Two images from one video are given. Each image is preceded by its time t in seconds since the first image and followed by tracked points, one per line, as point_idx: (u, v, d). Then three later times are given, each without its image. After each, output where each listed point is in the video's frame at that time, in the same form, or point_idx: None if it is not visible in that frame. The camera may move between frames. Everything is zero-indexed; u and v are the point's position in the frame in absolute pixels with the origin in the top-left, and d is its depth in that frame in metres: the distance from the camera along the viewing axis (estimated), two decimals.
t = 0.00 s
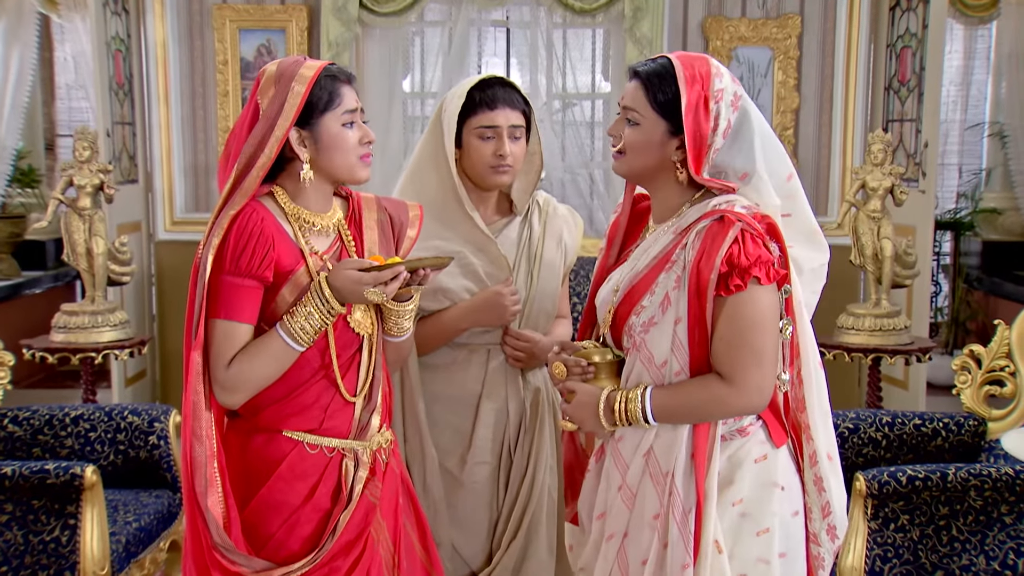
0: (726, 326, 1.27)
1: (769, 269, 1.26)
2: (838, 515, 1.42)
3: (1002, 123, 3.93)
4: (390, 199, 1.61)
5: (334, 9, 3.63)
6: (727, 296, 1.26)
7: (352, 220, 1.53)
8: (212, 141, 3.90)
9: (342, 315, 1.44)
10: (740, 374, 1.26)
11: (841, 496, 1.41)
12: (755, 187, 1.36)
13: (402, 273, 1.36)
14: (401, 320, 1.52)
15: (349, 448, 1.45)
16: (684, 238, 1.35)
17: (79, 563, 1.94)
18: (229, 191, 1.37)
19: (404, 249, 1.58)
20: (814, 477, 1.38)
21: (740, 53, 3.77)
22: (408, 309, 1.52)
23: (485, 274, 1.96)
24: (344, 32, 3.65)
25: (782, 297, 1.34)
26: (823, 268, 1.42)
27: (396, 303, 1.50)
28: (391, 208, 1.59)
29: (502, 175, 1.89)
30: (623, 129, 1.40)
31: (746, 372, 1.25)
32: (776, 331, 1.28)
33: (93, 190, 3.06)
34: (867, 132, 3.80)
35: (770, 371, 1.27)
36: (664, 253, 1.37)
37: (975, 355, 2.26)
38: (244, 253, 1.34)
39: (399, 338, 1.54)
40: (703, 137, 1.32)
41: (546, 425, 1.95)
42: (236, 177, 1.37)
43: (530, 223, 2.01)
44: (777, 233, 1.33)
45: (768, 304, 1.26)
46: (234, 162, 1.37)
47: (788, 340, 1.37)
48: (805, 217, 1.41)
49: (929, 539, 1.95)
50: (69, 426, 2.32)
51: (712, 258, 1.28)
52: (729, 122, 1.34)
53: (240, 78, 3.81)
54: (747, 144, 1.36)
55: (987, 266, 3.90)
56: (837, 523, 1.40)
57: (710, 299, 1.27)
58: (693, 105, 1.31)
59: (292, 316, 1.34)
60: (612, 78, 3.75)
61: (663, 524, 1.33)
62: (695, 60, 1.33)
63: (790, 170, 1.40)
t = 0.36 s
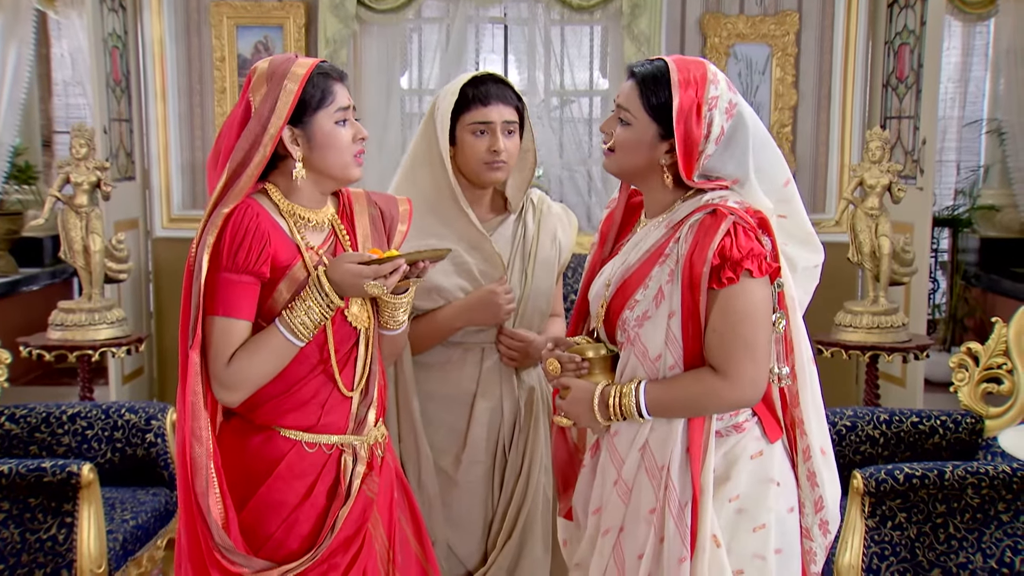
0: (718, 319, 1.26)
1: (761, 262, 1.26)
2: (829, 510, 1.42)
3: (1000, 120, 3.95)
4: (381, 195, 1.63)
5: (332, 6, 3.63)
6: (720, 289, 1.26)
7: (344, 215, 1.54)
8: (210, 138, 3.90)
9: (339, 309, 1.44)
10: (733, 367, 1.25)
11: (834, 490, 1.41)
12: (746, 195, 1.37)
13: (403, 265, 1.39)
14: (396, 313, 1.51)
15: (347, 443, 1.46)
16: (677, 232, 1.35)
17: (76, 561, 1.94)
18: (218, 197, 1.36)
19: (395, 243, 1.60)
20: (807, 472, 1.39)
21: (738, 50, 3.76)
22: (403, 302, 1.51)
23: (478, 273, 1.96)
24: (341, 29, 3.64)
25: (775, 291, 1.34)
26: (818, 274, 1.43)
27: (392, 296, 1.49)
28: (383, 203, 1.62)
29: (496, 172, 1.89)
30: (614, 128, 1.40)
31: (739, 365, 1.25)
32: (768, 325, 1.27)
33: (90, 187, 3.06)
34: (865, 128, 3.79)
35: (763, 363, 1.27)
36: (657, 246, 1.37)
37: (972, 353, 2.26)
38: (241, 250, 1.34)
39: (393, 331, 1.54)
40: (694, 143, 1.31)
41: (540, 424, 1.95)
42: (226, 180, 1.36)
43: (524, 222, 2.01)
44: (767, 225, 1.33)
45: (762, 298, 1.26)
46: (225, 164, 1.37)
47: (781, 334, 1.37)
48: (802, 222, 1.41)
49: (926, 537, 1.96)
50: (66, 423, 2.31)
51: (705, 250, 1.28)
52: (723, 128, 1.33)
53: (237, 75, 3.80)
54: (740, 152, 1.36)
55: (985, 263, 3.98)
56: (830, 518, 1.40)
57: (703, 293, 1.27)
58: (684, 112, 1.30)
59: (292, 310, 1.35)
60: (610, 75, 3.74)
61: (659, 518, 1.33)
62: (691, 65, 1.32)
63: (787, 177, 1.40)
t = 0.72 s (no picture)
0: (717, 316, 1.26)
1: (760, 259, 1.25)
2: (827, 508, 1.42)
3: (1002, 117, 3.98)
4: (380, 195, 1.63)
5: (333, 3, 3.62)
6: (719, 286, 1.26)
7: (343, 214, 1.53)
8: (211, 135, 3.90)
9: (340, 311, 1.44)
10: (732, 364, 1.25)
11: (831, 488, 1.41)
12: (747, 189, 1.36)
13: (407, 268, 1.41)
14: (396, 315, 1.51)
15: (345, 444, 1.46)
16: (677, 230, 1.35)
17: (78, 559, 1.94)
18: (218, 198, 1.35)
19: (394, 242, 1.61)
20: (805, 469, 1.39)
21: (739, 48, 3.75)
22: (403, 305, 1.51)
23: (475, 271, 1.96)
24: (343, 26, 3.63)
25: (774, 289, 1.34)
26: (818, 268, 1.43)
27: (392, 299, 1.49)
28: (382, 202, 1.62)
29: (484, 169, 1.89)
30: (611, 131, 1.40)
31: (738, 362, 1.25)
32: (768, 322, 1.27)
33: (92, 185, 3.05)
34: (867, 126, 3.79)
35: (762, 362, 1.26)
36: (656, 244, 1.37)
37: (974, 350, 2.26)
38: (243, 250, 1.34)
39: (393, 332, 1.54)
40: (691, 141, 1.31)
41: (537, 423, 1.95)
42: (226, 178, 1.35)
43: (523, 222, 2.00)
44: (767, 223, 1.32)
45: (760, 295, 1.25)
46: (224, 163, 1.36)
47: (780, 332, 1.37)
48: (799, 216, 1.41)
49: (927, 535, 1.95)
50: (68, 421, 2.31)
51: (705, 248, 1.27)
52: (719, 125, 1.32)
53: (239, 72, 3.80)
54: (737, 149, 1.35)
55: (987, 260, 3.98)
56: (827, 515, 1.40)
57: (703, 290, 1.27)
58: (679, 112, 1.29)
59: (292, 311, 1.35)
60: (612, 72, 3.74)
61: (658, 515, 1.33)
62: (683, 63, 1.31)
63: (783, 171, 1.40)
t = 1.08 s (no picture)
0: (723, 320, 1.26)
1: (765, 262, 1.26)
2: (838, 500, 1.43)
3: (1003, 116, 3.99)
4: (377, 196, 1.63)
5: (334, 1, 3.61)
6: (725, 290, 1.25)
7: (340, 216, 1.53)
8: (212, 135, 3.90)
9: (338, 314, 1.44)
10: (738, 367, 1.25)
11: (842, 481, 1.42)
12: (735, 168, 1.36)
13: (408, 274, 1.40)
14: (391, 316, 1.50)
15: (342, 446, 1.47)
16: (679, 234, 1.34)
17: (78, 559, 1.94)
18: (218, 199, 1.35)
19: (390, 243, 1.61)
20: (818, 464, 1.39)
21: (739, 46, 3.75)
22: (399, 309, 1.50)
23: (472, 272, 1.96)
24: (343, 25, 3.63)
25: (778, 289, 1.34)
26: (815, 224, 1.42)
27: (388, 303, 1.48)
28: (377, 203, 1.62)
29: (481, 168, 1.89)
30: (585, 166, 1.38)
31: (744, 365, 1.25)
32: (773, 323, 1.27)
33: (92, 184, 3.05)
34: (868, 125, 3.78)
35: (769, 363, 1.26)
36: (660, 247, 1.37)
37: (975, 350, 2.27)
38: (244, 254, 1.34)
39: (388, 334, 1.53)
40: (663, 146, 1.31)
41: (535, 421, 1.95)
42: (227, 177, 1.35)
43: (522, 222, 1.99)
44: (770, 225, 1.33)
45: (764, 297, 1.26)
46: (224, 163, 1.36)
47: (786, 333, 1.36)
48: (780, 186, 1.40)
49: (927, 535, 1.95)
50: (68, 421, 2.31)
51: (710, 251, 1.27)
52: (681, 122, 1.32)
53: (239, 71, 3.79)
54: (708, 132, 1.33)
55: (988, 259, 3.97)
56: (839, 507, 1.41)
57: (708, 293, 1.27)
58: (641, 130, 1.30)
59: (292, 314, 1.35)
60: (612, 71, 3.74)
61: (662, 517, 1.33)
62: (619, 82, 1.32)
63: (751, 141, 1.39)
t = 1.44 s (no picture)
0: (718, 321, 1.26)
1: (762, 264, 1.25)
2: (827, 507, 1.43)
3: (1002, 115, 4.00)
4: (373, 195, 1.63)
5: (333, 1, 3.61)
6: (721, 291, 1.25)
7: (337, 216, 1.53)
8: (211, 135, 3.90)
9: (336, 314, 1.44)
10: (734, 369, 1.25)
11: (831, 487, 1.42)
12: (739, 171, 1.37)
13: (405, 274, 1.40)
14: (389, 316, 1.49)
15: (343, 445, 1.47)
16: (675, 234, 1.34)
17: (77, 559, 1.94)
18: (217, 198, 1.35)
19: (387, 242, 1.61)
20: (805, 470, 1.39)
21: (739, 46, 3.75)
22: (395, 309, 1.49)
23: (472, 273, 1.96)
24: (342, 25, 3.63)
25: (775, 291, 1.34)
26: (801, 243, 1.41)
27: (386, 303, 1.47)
28: (374, 202, 1.62)
29: (482, 168, 1.88)
30: (595, 144, 1.39)
31: (739, 367, 1.25)
32: (768, 325, 1.27)
33: (91, 183, 3.05)
34: (867, 125, 3.78)
35: (764, 365, 1.26)
36: (656, 248, 1.37)
37: (974, 350, 2.26)
38: (243, 255, 1.34)
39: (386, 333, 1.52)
40: (676, 131, 1.31)
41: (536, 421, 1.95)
42: (225, 176, 1.35)
43: (527, 222, 1.99)
44: (768, 227, 1.32)
45: (761, 298, 1.25)
46: (222, 163, 1.36)
47: (780, 335, 1.37)
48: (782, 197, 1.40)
49: (927, 535, 1.95)
50: (67, 421, 2.31)
51: (706, 252, 1.27)
52: (697, 110, 1.33)
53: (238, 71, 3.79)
54: (720, 130, 1.35)
55: (987, 258, 3.98)
56: (828, 515, 1.41)
57: (704, 294, 1.27)
58: (657, 108, 1.30)
59: (292, 316, 1.35)
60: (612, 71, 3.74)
61: (659, 519, 1.32)
62: (646, 62, 1.33)
63: (760, 151, 1.40)
